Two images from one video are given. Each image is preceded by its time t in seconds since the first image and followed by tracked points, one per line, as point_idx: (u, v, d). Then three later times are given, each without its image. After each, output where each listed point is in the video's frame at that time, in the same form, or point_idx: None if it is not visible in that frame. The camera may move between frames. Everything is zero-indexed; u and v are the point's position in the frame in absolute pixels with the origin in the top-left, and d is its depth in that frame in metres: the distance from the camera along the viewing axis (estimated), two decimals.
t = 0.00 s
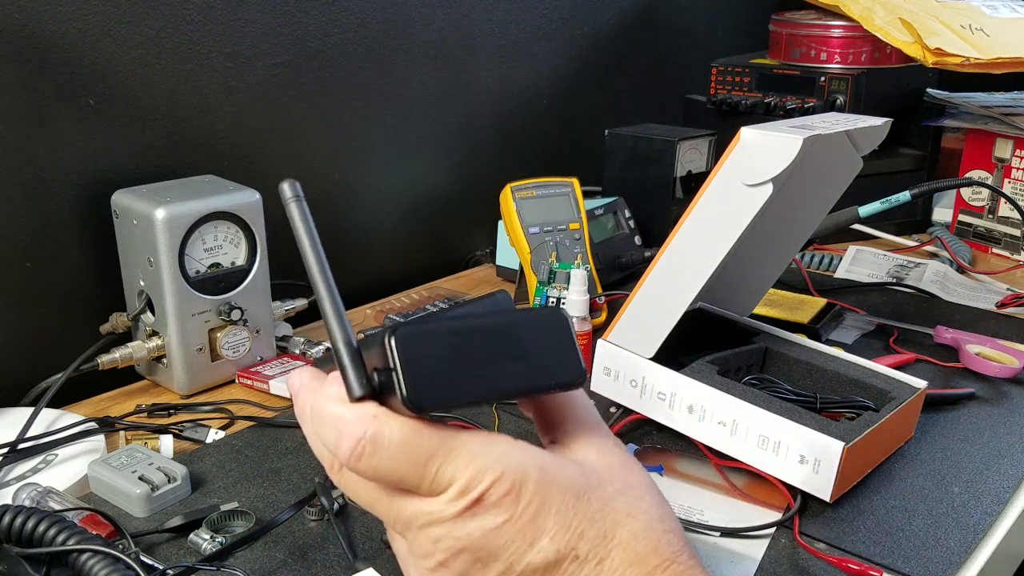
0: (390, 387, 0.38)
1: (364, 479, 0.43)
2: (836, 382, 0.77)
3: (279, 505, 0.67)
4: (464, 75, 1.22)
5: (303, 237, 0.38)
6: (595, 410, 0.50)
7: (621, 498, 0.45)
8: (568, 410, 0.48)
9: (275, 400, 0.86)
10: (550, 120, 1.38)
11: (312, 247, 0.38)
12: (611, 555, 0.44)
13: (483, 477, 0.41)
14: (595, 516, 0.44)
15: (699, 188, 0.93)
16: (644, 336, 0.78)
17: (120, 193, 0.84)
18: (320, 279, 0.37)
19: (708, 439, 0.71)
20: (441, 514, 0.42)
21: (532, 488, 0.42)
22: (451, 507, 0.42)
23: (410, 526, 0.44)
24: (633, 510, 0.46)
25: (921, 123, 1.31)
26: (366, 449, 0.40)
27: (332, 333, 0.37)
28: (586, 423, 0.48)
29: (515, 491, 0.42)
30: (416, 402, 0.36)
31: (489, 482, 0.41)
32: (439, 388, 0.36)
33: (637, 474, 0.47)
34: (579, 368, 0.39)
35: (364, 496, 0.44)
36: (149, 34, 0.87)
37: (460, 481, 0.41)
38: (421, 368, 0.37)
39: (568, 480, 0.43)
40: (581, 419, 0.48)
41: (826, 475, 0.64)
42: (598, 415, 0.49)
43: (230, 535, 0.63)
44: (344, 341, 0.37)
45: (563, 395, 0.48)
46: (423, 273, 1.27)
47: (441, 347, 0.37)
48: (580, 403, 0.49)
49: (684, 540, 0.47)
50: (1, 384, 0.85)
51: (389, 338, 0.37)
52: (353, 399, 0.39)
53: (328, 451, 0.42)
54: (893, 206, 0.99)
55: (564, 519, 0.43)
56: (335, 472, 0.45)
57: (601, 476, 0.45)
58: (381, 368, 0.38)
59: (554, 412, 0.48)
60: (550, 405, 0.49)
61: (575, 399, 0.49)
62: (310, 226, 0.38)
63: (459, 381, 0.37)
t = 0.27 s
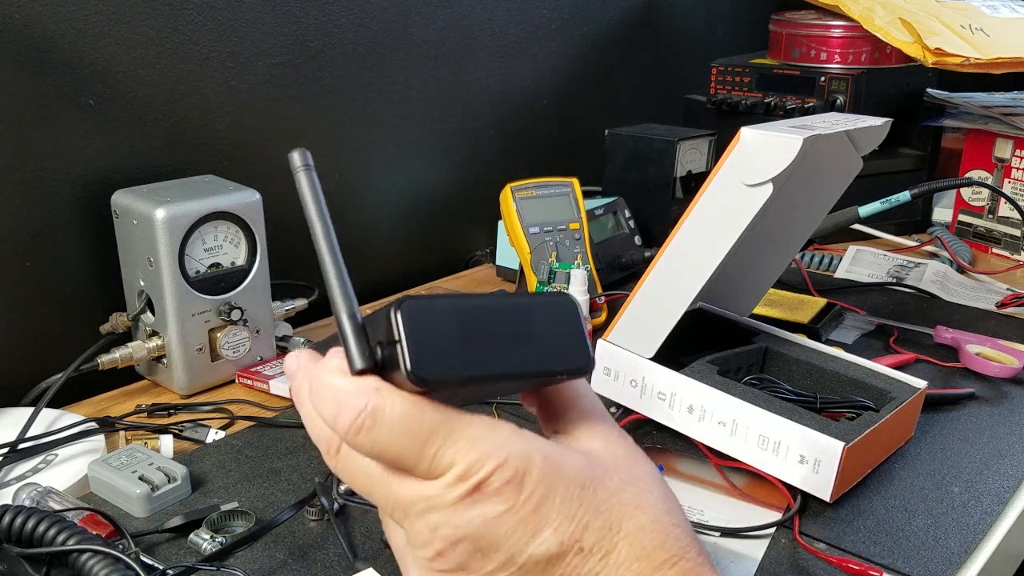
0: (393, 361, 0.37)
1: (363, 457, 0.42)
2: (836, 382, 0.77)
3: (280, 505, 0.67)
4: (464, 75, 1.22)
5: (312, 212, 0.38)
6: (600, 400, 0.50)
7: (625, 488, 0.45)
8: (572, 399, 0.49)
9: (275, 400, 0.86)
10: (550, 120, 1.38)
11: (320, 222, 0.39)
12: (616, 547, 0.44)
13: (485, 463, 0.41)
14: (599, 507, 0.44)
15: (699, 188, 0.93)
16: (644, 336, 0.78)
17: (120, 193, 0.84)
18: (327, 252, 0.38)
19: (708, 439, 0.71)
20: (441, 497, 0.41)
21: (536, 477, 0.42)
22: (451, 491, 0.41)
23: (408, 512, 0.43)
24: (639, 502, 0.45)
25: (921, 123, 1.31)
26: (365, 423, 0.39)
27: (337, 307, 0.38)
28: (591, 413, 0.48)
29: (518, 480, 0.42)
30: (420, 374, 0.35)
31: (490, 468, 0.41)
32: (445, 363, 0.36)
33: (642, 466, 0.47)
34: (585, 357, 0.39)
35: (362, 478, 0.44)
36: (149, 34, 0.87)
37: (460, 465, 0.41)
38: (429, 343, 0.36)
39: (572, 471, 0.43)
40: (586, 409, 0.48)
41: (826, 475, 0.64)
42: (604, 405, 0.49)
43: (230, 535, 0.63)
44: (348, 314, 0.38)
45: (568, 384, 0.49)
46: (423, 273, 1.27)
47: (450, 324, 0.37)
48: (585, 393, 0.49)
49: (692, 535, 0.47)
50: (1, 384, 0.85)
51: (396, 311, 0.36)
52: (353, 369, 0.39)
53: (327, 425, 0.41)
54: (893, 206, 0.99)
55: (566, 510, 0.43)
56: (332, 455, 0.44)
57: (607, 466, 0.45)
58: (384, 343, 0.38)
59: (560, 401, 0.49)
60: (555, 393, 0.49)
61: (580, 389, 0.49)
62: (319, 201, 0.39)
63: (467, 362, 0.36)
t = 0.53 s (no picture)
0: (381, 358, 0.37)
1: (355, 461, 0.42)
2: (836, 382, 0.77)
3: (280, 505, 0.67)
4: (464, 75, 1.22)
5: (301, 207, 0.39)
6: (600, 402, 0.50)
7: (622, 494, 0.45)
8: (571, 398, 0.49)
9: (275, 400, 0.86)
10: (550, 120, 1.38)
11: (309, 217, 0.39)
12: (613, 555, 0.44)
13: (476, 468, 0.41)
14: (595, 514, 0.43)
15: (699, 188, 0.93)
16: (643, 335, 0.78)
17: (120, 193, 0.84)
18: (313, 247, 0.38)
19: (708, 439, 0.71)
20: (431, 503, 0.41)
21: (530, 484, 0.41)
22: (441, 497, 0.41)
23: (400, 518, 0.43)
24: (635, 509, 0.45)
25: (921, 123, 1.31)
26: (355, 423, 0.40)
27: (326, 302, 0.38)
28: (591, 414, 0.48)
29: (510, 487, 0.41)
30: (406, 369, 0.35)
31: (481, 472, 0.41)
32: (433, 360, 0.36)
33: (640, 472, 0.47)
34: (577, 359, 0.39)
35: (355, 485, 0.43)
36: (149, 34, 0.87)
37: (451, 470, 0.41)
38: (417, 341, 0.36)
39: (568, 476, 0.43)
40: (586, 409, 0.48)
41: (826, 475, 0.64)
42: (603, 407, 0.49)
43: (230, 535, 0.63)
44: (337, 309, 0.38)
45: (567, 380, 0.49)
46: (423, 273, 1.27)
47: (437, 320, 0.36)
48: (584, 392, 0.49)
49: (691, 543, 0.46)
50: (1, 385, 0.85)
51: (383, 308, 0.36)
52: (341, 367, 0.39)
53: (320, 427, 0.42)
54: (893, 206, 0.99)
55: (560, 519, 0.42)
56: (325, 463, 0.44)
57: (603, 471, 0.45)
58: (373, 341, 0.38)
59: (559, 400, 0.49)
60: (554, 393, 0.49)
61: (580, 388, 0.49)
62: (308, 195, 0.39)
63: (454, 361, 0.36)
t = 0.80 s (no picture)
0: (375, 376, 0.37)
1: (355, 477, 0.43)
2: (836, 382, 0.77)
3: (280, 505, 0.67)
4: (464, 75, 1.22)
5: (292, 223, 0.38)
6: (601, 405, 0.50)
7: (623, 501, 0.45)
8: (572, 406, 0.48)
9: (275, 400, 0.86)
10: (550, 120, 1.38)
11: (300, 232, 0.38)
12: (615, 562, 0.44)
13: (475, 480, 0.41)
14: (596, 523, 0.44)
15: (699, 188, 0.93)
16: (643, 336, 0.78)
17: (120, 193, 0.84)
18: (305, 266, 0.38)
19: (708, 439, 0.71)
20: (433, 516, 0.42)
21: (530, 494, 0.42)
22: (443, 510, 0.41)
23: (403, 529, 0.43)
24: (636, 514, 0.45)
25: (921, 123, 1.31)
26: (353, 444, 0.40)
27: (319, 320, 0.38)
28: (591, 421, 0.48)
29: (510, 498, 0.41)
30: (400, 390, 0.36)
31: (481, 485, 0.41)
32: (429, 379, 0.36)
33: (641, 476, 0.47)
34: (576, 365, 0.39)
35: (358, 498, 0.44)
36: (149, 34, 0.87)
37: (451, 483, 0.41)
38: (410, 358, 0.36)
39: (568, 484, 0.43)
40: (587, 416, 0.48)
41: (826, 475, 0.64)
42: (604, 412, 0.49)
43: (230, 535, 0.63)
44: (330, 328, 0.38)
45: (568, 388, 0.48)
46: (423, 273, 1.27)
47: (431, 336, 0.37)
48: (585, 398, 0.49)
49: (693, 546, 0.47)
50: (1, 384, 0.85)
51: (376, 325, 0.36)
52: (337, 388, 0.39)
53: (318, 446, 0.42)
54: (893, 207, 0.99)
55: (562, 526, 0.42)
56: (325, 473, 0.45)
57: (604, 478, 0.45)
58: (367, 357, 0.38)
59: (560, 408, 0.48)
60: (554, 400, 0.48)
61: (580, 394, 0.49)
62: (298, 209, 0.38)
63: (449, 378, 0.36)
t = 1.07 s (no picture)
0: (377, 401, 0.38)
1: (359, 499, 0.43)
2: (836, 382, 0.77)
3: (280, 505, 0.67)
4: (464, 75, 1.22)
5: (291, 250, 0.38)
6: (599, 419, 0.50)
7: (624, 515, 0.45)
8: (570, 421, 0.48)
9: (275, 400, 0.86)
10: (550, 120, 1.38)
11: (300, 259, 0.38)
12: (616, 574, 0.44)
13: (478, 499, 0.41)
14: (598, 537, 0.44)
15: (699, 188, 0.94)
16: (643, 336, 0.78)
17: (120, 193, 0.84)
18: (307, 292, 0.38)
19: (708, 439, 0.71)
20: (437, 535, 0.42)
21: (532, 511, 0.42)
22: (447, 529, 0.42)
23: (407, 549, 0.44)
24: (637, 528, 0.45)
25: (921, 123, 1.31)
26: (357, 467, 0.40)
27: (320, 346, 0.38)
28: (590, 437, 0.48)
29: (513, 515, 0.42)
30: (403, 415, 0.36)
31: (484, 503, 0.41)
32: (429, 400, 0.37)
33: (641, 489, 0.47)
34: (576, 380, 0.39)
35: (362, 519, 0.44)
36: (149, 34, 0.87)
37: (455, 502, 0.41)
38: (410, 382, 0.37)
39: (568, 500, 0.43)
40: (585, 431, 0.48)
41: (826, 475, 0.64)
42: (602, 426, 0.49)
43: (230, 535, 0.63)
44: (332, 353, 0.38)
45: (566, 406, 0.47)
46: (423, 273, 1.27)
47: (431, 360, 0.37)
48: (582, 414, 0.49)
49: (692, 555, 0.47)
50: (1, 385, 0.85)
51: (378, 351, 0.37)
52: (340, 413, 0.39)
53: (322, 469, 0.42)
54: (893, 206, 0.99)
55: (564, 541, 0.43)
56: (329, 495, 0.45)
57: (603, 493, 0.45)
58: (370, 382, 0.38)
59: (558, 425, 0.48)
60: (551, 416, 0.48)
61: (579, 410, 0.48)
62: (298, 238, 0.39)
63: (449, 402, 0.37)
